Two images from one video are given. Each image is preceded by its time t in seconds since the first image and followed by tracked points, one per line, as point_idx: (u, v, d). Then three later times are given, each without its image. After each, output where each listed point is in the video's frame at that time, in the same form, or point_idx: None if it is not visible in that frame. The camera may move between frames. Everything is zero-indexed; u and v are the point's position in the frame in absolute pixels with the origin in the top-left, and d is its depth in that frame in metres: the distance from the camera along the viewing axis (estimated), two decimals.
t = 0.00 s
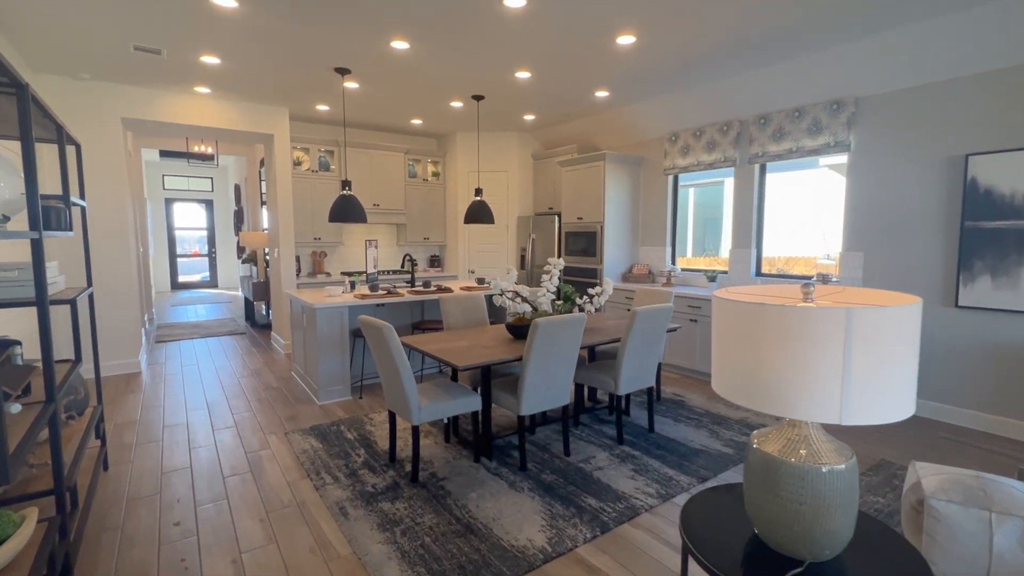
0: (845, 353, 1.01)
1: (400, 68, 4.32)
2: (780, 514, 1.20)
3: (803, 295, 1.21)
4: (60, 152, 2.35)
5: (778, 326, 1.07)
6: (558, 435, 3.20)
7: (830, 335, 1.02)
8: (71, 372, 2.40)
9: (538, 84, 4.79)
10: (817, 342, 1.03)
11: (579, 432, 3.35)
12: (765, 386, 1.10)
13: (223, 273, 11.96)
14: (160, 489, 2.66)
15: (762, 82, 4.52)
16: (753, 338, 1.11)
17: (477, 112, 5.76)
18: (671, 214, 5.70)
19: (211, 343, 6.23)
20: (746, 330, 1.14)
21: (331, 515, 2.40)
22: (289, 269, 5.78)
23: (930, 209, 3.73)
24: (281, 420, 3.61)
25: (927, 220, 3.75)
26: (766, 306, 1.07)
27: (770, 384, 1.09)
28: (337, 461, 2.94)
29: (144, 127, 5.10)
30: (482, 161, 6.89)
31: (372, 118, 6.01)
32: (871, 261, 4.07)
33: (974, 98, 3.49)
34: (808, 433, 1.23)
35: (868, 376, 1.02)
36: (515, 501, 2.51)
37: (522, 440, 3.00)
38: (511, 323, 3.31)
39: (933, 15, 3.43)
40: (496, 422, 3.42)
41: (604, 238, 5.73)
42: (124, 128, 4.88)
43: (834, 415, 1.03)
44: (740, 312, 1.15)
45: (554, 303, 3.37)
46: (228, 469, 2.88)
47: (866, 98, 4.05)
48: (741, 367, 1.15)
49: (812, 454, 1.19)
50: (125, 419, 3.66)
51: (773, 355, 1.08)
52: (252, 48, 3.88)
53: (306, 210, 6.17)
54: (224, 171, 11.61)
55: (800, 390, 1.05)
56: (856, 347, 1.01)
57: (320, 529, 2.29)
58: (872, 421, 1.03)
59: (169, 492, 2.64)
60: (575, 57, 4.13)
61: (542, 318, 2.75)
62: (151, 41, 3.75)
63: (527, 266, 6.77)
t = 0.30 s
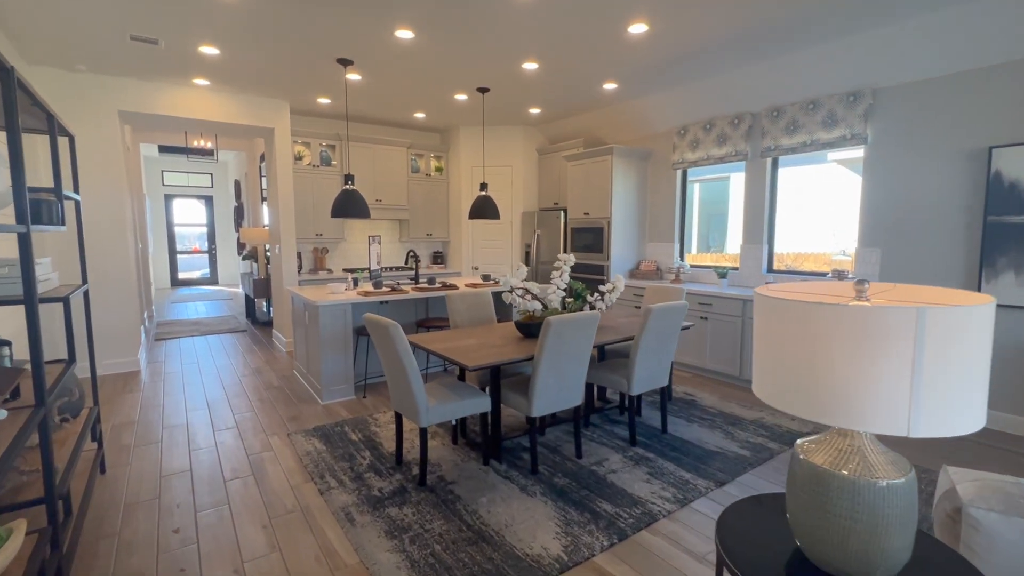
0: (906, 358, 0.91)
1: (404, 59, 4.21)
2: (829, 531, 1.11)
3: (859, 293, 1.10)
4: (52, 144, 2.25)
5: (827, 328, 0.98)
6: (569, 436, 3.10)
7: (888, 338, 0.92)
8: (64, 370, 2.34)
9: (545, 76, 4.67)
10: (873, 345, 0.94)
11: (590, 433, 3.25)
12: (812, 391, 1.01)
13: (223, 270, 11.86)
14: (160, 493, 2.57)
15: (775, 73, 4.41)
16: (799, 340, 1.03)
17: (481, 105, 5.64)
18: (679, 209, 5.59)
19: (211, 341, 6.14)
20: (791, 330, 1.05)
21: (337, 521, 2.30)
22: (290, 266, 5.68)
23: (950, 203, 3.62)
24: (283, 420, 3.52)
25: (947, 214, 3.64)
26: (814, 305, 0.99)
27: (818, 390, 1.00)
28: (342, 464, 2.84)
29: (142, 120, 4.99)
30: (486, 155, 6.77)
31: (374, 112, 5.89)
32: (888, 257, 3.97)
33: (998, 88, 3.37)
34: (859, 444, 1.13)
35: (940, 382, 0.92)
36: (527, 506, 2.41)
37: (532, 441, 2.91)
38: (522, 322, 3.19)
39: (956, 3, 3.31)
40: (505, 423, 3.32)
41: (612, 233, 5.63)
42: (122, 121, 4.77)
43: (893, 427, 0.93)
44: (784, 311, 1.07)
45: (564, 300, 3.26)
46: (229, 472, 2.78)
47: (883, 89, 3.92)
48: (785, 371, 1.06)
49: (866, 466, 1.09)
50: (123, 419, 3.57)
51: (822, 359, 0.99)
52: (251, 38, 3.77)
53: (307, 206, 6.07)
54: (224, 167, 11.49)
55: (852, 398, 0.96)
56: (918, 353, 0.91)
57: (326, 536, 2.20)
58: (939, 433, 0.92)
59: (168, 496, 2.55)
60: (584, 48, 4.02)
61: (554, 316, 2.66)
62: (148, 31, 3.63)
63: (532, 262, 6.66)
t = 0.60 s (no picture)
0: (978, 362, 0.81)
1: (402, 47, 4.07)
2: (877, 551, 1.01)
3: (918, 288, 0.99)
4: (28, 131, 2.11)
5: (885, 326, 0.88)
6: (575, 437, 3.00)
7: (957, 337, 0.82)
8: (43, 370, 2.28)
9: (548, 65, 4.54)
10: (940, 346, 0.83)
11: (596, 433, 3.15)
12: (864, 396, 0.91)
13: (219, 267, 11.70)
14: (149, 499, 2.46)
15: (785, 63, 4.29)
16: (851, 338, 0.93)
17: (481, 97, 5.51)
18: (684, 203, 5.47)
19: (206, 338, 6.01)
20: (839, 328, 0.95)
21: (335, 529, 2.19)
22: (286, 262, 5.55)
23: (966, 196, 3.52)
24: (279, 421, 3.40)
25: (963, 207, 3.54)
26: (868, 301, 0.88)
27: (869, 396, 0.91)
28: (340, 468, 2.73)
29: (132, 112, 4.85)
30: (486, 149, 6.64)
31: (372, 103, 5.75)
32: (901, 252, 3.87)
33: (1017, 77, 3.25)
34: (915, 456, 1.02)
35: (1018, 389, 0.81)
36: (534, 512, 2.31)
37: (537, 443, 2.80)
38: (526, 319, 3.09)
39: None
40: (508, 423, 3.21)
41: (615, 228, 5.51)
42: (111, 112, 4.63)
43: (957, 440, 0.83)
44: (832, 306, 0.97)
45: (570, 296, 3.14)
46: (222, 476, 2.67)
47: (897, 79, 3.81)
48: (832, 372, 0.97)
49: (922, 482, 0.99)
50: (113, 420, 3.45)
51: (876, 361, 0.89)
52: (243, 25, 3.62)
53: (303, 200, 5.93)
54: (219, 161, 11.33)
55: (913, 404, 0.86)
56: (994, 355, 0.80)
57: (323, 545, 2.09)
58: (1016, 446, 0.82)
59: (158, 502, 2.43)
60: (589, 36, 3.89)
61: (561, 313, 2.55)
62: (136, 17, 3.49)
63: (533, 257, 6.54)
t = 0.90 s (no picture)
0: None
1: (398, 36, 3.93)
2: None
3: (986, 290, 0.89)
4: None
5: (948, 330, 0.78)
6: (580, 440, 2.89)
7: None
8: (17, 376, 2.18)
9: (548, 56, 4.41)
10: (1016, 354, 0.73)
11: (602, 436, 3.04)
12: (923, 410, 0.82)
13: (211, 263, 11.52)
14: (134, 509, 2.33)
15: (792, 53, 4.18)
16: (907, 344, 0.83)
17: (479, 88, 5.37)
18: (687, 198, 5.36)
19: (197, 337, 5.86)
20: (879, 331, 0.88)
21: (330, 541, 2.08)
22: (279, 258, 5.40)
23: (978, 191, 3.44)
24: (272, 424, 3.28)
25: (975, 202, 3.45)
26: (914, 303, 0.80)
27: (924, 409, 0.81)
28: (335, 474, 2.61)
29: (117, 103, 4.68)
30: (483, 142, 6.51)
31: (366, 95, 5.60)
32: (911, 247, 3.77)
33: None
34: (981, 480, 0.92)
35: None
36: (539, 521, 2.20)
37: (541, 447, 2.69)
38: (527, 317, 3.00)
39: None
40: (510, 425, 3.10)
41: (616, 223, 5.40)
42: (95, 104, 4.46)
43: None
44: (872, 307, 0.90)
45: (573, 294, 3.03)
46: (211, 483, 2.54)
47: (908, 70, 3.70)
48: (874, 379, 0.89)
49: (991, 509, 0.88)
50: (98, 423, 3.31)
51: (917, 366, 0.82)
52: (233, 12, 3.47)
53: (296, 195, 5.78)
54: (210, 156, 11.12)
55: (983, 420, 0.76)
56: None
57: (317, 559, 1.97)
58: None
59: (143, 512, 2.30)
60: (592, 24, 3.76)
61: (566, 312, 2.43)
62: (119, 3, 3.33)
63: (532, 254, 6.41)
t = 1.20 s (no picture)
0: None
1: (393, 23, 3.78)
2: None
3: None
4: None
5: None
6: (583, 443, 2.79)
7: None
8: None
9: (547, 46, 4.29)
10: None
11: (605, 439, 2.94)
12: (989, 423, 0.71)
13: (199, 260, 11.28)
14: (114, 522, 2.19)
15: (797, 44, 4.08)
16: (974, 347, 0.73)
17: (474, 80, 5.23)
18: (687, 193, 5.26)
19: (184, 336, 5.70)
20: (932, 331, 0.79)
21: (323, 555, 1.96)
22: (269, 255, 5.25)
23: (987, 185, 3.37)
24: (261, 428, 3.15)
25: (983, 196, 3.39)
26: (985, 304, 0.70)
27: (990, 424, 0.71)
28: (328, 482, 2.49)
29: (98, 93, 4.49)
30: (478, 136, 6.37)
31: (358, 87, 5.44)
32: (918, 243, 3.70)
33: None
34: None
35: None
36: (543, 530, 2.09)
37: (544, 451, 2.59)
38: (528, 315, 2.89)
39: None
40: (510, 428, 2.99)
41: (615, 218, 5.29)
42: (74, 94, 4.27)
43: None
44: (929, 307, 0.80)
45: (575, 291, 2.93)
46: (197, 493, 2.41)
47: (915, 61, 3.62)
48: (924, 385, 0.80)
49: None
50: (78, 429, 3.16)
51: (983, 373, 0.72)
52: None
53: (287, 190, 5.62)
54: (197, 150, 10.87)
55: None
56: None
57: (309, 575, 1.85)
58: None
59: (123, 526, 2.17)
60: (594, 13, 3.64)
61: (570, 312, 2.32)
62: None
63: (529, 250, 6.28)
